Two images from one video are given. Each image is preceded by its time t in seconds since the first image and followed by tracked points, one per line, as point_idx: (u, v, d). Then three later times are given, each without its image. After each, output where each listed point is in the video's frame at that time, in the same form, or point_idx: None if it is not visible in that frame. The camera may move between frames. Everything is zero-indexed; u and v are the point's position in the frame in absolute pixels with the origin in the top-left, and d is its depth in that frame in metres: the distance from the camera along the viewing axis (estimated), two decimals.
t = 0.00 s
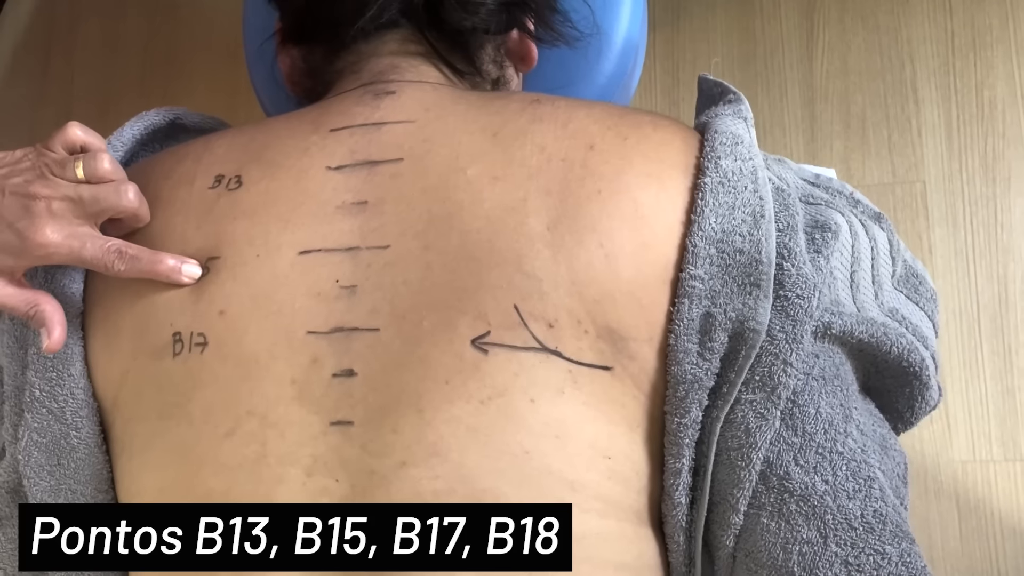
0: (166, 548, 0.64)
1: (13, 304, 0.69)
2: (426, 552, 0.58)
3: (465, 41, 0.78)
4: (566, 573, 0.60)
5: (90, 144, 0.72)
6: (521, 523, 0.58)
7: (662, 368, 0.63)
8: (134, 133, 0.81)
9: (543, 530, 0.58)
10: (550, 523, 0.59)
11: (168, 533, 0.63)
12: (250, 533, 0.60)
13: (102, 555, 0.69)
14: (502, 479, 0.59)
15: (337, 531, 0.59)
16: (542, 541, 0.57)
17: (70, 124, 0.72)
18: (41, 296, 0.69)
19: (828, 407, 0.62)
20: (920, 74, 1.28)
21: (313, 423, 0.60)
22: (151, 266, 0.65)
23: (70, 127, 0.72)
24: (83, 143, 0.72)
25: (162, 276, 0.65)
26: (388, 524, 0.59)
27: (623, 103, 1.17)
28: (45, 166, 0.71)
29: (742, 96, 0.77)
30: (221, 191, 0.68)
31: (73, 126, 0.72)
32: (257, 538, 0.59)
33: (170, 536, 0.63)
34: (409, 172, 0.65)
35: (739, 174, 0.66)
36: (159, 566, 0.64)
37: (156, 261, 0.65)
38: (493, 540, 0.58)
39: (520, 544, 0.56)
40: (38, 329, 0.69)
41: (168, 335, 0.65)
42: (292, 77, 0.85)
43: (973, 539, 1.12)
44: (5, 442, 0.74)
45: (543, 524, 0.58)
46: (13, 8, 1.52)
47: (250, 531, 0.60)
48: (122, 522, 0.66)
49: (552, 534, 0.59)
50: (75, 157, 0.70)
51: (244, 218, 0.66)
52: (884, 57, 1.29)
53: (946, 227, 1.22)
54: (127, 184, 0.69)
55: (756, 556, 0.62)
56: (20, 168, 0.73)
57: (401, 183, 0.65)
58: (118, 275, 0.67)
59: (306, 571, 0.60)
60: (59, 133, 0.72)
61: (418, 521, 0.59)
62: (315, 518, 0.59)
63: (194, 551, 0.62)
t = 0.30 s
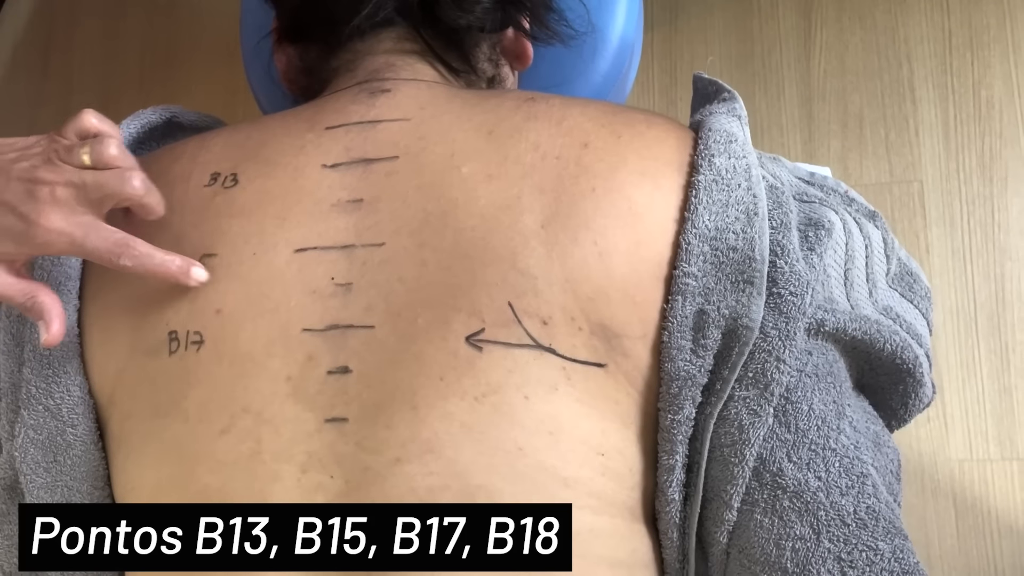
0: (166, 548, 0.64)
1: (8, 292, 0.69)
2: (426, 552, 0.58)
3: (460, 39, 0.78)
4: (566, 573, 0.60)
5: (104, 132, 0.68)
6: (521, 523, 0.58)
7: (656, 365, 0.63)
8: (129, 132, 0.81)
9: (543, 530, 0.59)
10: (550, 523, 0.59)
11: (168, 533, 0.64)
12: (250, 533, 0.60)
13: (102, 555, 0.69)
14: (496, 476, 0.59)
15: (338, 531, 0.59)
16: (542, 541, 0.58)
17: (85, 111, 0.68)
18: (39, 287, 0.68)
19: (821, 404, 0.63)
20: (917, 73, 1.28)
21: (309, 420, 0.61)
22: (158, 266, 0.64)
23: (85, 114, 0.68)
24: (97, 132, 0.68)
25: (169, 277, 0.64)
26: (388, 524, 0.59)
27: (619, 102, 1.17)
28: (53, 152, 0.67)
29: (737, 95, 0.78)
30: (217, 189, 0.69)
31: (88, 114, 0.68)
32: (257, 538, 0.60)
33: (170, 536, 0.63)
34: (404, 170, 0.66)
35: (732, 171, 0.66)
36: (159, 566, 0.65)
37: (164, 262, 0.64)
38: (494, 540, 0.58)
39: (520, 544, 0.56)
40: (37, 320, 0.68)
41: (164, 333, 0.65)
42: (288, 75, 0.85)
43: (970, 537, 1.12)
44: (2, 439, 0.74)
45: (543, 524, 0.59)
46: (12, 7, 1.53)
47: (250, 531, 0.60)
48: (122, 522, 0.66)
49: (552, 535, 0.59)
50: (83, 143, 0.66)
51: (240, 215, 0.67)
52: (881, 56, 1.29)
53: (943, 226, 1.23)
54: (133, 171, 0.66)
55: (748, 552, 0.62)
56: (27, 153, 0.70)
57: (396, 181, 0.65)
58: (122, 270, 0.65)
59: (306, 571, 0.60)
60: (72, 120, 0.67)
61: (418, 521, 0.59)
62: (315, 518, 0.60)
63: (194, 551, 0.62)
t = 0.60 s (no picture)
0: (166, 548, 0.64)
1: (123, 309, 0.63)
2: (426, 552, 0.59)
3: (458, 38, 0.78)
4: (566, 573, 0.61)
5: (222, 144, 0.62)
6: (521, 523, 0.58)
7: (651, 363, 0.64)
8: (126, 130, 0.82)
9: (543, 530, 0.59)
10: (550, 523, 0.59)
11: (168, 533, 0.63)
12: (250, 533, 0.60)
13: (102, 555, 0.68)
14: (492, 473, 0.59)
15: (338, 531, 0.59)
16: (542, 541, 0.58)
17: (201, 122, 0.62)
18: (150, 307, 0.63)
19: (816, 402, 0.63)
20: (916, 73, 1.28)
21: (305, 418, 0.61)
22: (285, 290, 0.60)
23: (202, 124, 0.62)
24: (215, 143, 0.63)
25: (293, 300, 0.61)
26: (388, 524, 0.59)
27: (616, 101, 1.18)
28: (174, 167, 0.62)
29: (733, 94, 0.78)
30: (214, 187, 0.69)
31: (204, 123, 0.62)
32: (257, 538, 0.60)
33: (170, 536, 0.63)
34: (400, 168, 0.66)
35: (728, 170, 0.66)
36: (159, 566, 0.64)
37: (290, 285, 0.60)
38: (493, 540, 0.58)
39: (520, 544, 0.56)
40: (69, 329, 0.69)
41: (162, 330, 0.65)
42: (286, 75, 0.86)
43: (968, 537, 1.13)
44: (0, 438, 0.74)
45: (543, 524, 0.59)
46: (11, 9, 1.53)
47: (250, 531, 0.60)
48: (121, 522, 0.66)
49: (552, 534, 0.59)
50: (206, 158, 0.61)
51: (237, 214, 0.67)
52: (879, 56, 1.29)
53: (942, 226, 1.23)
54: (260, 189, 0.60)
55: (744, 550, 0.62)
56: (146, 165, 0.64)
57: (393, 179, 0.65)
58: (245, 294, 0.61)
59: (306, 571, 0.60)
60: (189, 130, 0.62)
61: (418, 521, 0.59)
62: (315, 518, 0.60)
63: (195, 551, 0.62)
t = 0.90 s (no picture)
0: (166, 548, 0.63)
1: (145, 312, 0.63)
2: (426, 552, 0.58)
3: (457, 39, 0.78)
4: (566, 573, 0.60)
5: (245, 151, 0.65)
6: (521, 523, 0.58)
7: (651, 364, 0.64)
8: (127, 130, 0.83)
9: (543, 530, 0.59)
10: (550, 523, 0.59)
11: (168, 533, 0.63)
12: (250, 533, 0.59)
13: (101, 555, 0.68)
14: (492, 473, 0.59)
15: (338, 531, 0.59)
16: (542, 541, 0.58)
17: (225, 129, 0.64)
18: (172, 310, 0.63)
19: (816, 403, 0.63)
20: (916, 74, 1.28)
21: (304, 418, 0.61)
22: (305, 294, 0.61)
23: (225, 130, 0.65)
24: (238, 149, 0.65)
25: (313, 305, 0.61)
26: (388, 524, 0.59)
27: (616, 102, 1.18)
28: (197, 173, 0.64)
29: (733, 94, 0.78)
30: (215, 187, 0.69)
31: (228, 129, 0.65)
32: (257, 538, 0.59)
33: (170, 536, 0.63)
34: (399, 168, 0.66)
35: (728, 170, 0.66)
36: (159, 566, 0.64)
37: (310, 289, 0.61)
38: (493, 540, 0.58)
39: (521, 544, 0.56)
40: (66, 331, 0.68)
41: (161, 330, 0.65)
42: (285, 75, 0.86)
43: (969, 538, 1.12)
44: None
45: (543, 524, 0.59)
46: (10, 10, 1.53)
47: (250, 531, 0.60)
48: (121, 522, 0.66)
49: (552, 534, 0.59)
50: (231, 164, 0.63)
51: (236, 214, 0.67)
52: (879, 57, 1.29)
53: (942, 226, 1.23)
54: (283, 196, 0.62)
55: (744, 551, 0.62)
56: (168, 169, 0.65)
57: (392, 180, 0.65)
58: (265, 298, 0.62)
59: (306, 571, 0.60)
60: (213, 137, 0.64)
61: (418, 521, 0.59)
62: (315, 518, 0.59)
63: (194, 551, 0.62)
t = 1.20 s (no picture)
0: (166, 548, 0.63)
1: (137, 351, 0.62)
2: (426, 552, 0.58)
3: (458, 39, 0.78)
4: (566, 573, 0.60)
5: (244, 190, 0.61)
6: (521, 523, 0.58)
7: (653, 365, 0.63)
8: (130, 129, 0.82)
9: (543, 530, 0.58)
10: (550, 523, 0.59)
11: (168, 533, 0.63)
12: (250, 533, 0.60)
13: (101, 555, 0.68)
14: (493, 474, 0.59)
15: (337, 531, 0.59)
16: (542, 541, 0.58)
17: (223, 166, 0.60)
18: (162, 348, 0.62)
19: (819, 404, 0.63)
20: (918, 75, 1.28)
21: (305, 419, 0.61)
22: (296, 345, 0.59)
23: (223, 169, 0.60)
24: (236, 189, 0.60)
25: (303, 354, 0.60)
26: (388, 524, 0.59)
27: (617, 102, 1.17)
28: (193, 212, 0.61)
29: (735, 95, 0.78)
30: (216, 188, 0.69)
31: (226, 168, 0.60)
32: (257, 538, 0.59)
33: (170, 536, 0.63)
34: (401, 168, 0.66)
35: (730, 171, 0.66)
36: (159, 566, 0.64)
37: (301, 339, 0.59)
38: (493, 540, 0.58)
39: (520, 544, 0.56)
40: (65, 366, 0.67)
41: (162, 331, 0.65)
42: (286, 76, 0.86)
43: (970, 539, 1.12)
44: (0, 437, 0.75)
45: (543, 524, 0.59)
46: (10, 10, 1.53)
47: (250, 531, 0.60)
48: (121, 522, 0.66)
49: (552, 534, 0.59)
50: (226, 206, 0.60)
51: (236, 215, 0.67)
52: (881, 57, 1.29)
53: (943, 227, 1.22)
54: (278, 239, 0.60)
55: (746, 552, 0.62)
56: (162, 204, 0.63)
57: (393, 180, 0.65)
58: (255, 343, 0.61)
59: (306, 571, 0.60)
60: (210, 176, 0.60)
61: (418, 521, 0.59)
62: (315, 518, 0.59)
63: (194, 551, 0.62)
